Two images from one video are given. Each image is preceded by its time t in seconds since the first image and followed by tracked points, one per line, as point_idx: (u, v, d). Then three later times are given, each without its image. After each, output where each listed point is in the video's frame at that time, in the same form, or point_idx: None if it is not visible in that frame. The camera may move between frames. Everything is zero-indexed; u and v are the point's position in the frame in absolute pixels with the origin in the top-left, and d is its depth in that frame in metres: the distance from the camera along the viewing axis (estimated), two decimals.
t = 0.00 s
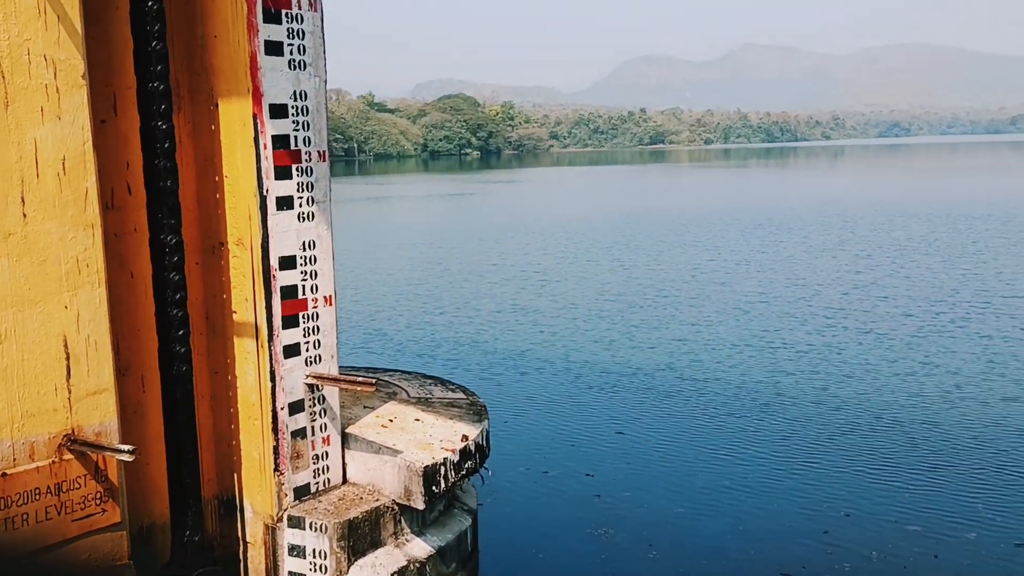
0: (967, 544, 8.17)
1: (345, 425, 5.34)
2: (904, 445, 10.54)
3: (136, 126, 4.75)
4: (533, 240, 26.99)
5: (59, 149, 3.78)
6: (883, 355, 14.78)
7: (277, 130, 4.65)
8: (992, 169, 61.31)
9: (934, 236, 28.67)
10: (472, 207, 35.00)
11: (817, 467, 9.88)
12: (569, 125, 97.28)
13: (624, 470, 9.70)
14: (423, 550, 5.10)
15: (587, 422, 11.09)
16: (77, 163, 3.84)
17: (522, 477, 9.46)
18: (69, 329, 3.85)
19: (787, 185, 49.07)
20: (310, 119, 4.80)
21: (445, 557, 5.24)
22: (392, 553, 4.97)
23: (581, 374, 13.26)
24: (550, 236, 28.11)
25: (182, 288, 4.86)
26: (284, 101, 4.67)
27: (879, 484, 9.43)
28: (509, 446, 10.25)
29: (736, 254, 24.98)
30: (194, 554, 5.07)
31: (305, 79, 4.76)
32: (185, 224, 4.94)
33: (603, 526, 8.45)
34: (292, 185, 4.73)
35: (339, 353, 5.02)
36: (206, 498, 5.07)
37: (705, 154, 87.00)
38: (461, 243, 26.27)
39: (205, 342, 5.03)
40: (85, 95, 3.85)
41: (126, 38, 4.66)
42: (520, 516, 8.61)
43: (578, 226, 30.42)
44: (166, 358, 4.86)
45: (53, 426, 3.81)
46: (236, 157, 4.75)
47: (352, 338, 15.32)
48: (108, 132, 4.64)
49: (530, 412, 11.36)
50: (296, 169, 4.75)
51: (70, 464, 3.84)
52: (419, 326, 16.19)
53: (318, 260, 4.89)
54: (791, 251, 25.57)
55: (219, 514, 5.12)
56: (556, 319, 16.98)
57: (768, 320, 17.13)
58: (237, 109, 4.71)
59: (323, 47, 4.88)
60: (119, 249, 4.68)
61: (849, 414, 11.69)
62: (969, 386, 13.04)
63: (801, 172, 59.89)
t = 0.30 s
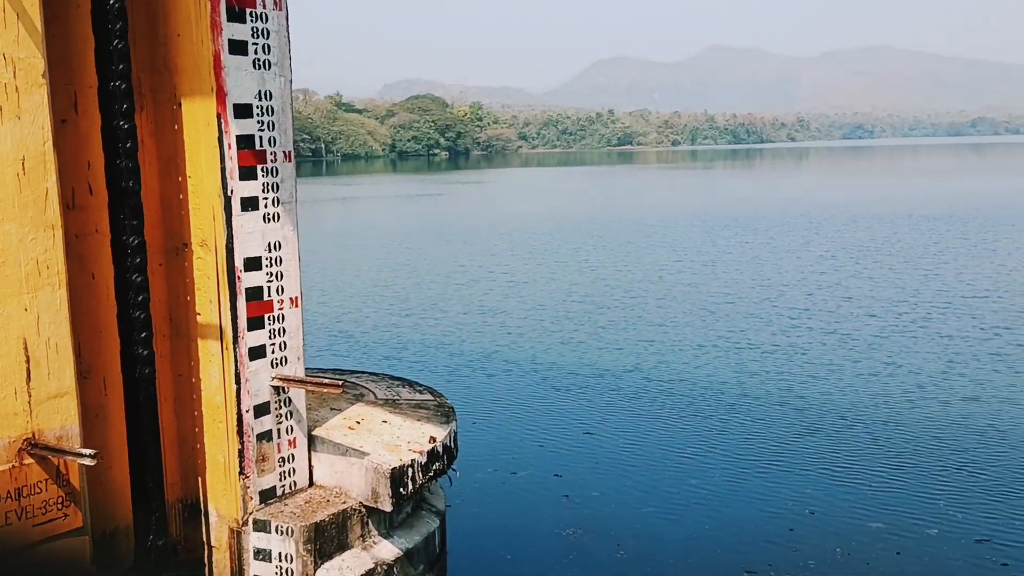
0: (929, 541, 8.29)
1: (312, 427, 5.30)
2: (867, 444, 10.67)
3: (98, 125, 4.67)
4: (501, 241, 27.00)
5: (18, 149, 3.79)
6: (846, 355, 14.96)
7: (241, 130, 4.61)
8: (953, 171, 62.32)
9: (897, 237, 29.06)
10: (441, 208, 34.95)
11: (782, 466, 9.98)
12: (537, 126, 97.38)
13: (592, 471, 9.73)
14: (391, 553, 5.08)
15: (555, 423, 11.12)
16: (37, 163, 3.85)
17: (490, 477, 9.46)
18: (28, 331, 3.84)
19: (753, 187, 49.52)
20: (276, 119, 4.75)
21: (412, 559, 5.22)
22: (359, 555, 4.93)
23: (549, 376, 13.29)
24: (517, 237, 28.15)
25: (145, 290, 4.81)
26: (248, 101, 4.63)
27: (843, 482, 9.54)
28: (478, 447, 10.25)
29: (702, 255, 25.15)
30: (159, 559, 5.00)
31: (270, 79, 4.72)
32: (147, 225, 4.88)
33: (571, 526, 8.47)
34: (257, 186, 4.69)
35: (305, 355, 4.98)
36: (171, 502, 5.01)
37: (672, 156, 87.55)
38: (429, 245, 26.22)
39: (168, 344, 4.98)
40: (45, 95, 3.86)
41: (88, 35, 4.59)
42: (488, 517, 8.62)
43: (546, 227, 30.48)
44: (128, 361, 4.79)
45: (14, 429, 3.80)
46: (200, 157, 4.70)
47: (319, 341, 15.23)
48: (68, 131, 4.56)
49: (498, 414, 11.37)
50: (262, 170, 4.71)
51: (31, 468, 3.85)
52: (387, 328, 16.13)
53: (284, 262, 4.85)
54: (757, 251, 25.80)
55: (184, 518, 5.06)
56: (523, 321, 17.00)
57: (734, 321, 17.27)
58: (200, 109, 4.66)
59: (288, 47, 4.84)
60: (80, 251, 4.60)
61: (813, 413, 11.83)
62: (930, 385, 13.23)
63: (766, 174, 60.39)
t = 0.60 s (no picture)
0: (891, 537, 8.39)
1: (278, 430, 5.26)
2: (831, 442, 10.78)
3: (57, 123, 4.58)
4: (469, 242, 26.95)
5: None
6: (811, 354, 15.11)
7: (205, 130, 4.57)
8: (914, 171, 63.17)
9: (860, 237, 29.40)
10: (408, 208, 34.81)
11: (749, 464, 10.07)
12: (506, 126, 97.55)
13: (560, 472, 9.75)
14: (358, 555, 5.05)
15: (523, 423, 11.13)
16: None
17: (459, 479, 9.46)
18: None
19: (719, 187, 49.86)
20: (240, 119, 4.71)
21: (380, 561, 5.19)
22: (326, 558, 4.90)
23: (516, 377, 13.29)
24: (485, 237, 28.10)
25: (106, 292, 4.73)
26: (211, 101, 4.59)
27: (809, 480, 9.64)
28: (446, 448, 10.24)
29: (669, 255, 25.28)
30: (122, 563, 4.93)
31: (233, 79, 4.68)
32: (108, 226, 4.80)
33: (540, 526, 8.49)
34: (221, 187, 4.65)
35: (270, 357, 4.94)
36: (133, 506, 4.94)
37: (639, 156, 87.93)
38: (396, 246, 26.11)
39: (130, 346, 4.91)
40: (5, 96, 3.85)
41: (46, 30, 4.49)
42: (457, 518, 8.61)
43: (514, 227, 30.47)
44: (90, 364, 4.72)
45: None
46: (162, 157, 4.65)
47: (285, 343, 15.11)
48: (28, 131, 4.46)
49: (466, 415, 11.36)
50: (226, 170, 4.67)
51: None
52: (354, 331, 16.04)
53: (249, 264, 4.81)
54: (723, 251, 25.98)
55: (147, 522, 4.98)
56: (491, 322, 16.98)
57: (701, 321, 17.37)
58: (162, 109, 4.61)
59: (252, 46, 4.80)
60: (41, 252, 4.51)
61: (779, 412, 11.94)
62: (893, 384, 13.40)
63: (732, 174, 60.77)
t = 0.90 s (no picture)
0: (855, 536, 8.48)
1: (244, 434, 5.20)
2: (797, 443, 10.88)
3: (18, 125, 4.55)
4: (436, 245, 26.88)
5: None
6: (777, 356, 15.23)
7: (167, 131, 4.52)
8: (878, 173, 63.93)
9: (825, 239, 29.72)
10: (376, 210, 34.65)
11: (715, 465, 10.13)
12: (474, 128, 97.35)
13: (529, 474, 9.76)
14: (326, 561, 5.01)
15: (491, 426, 11.12)
16: None
17: (428, 482, 9.45)
18: None
19: (686, 189, 50.18)
20: (203, 121, 4.67)
21: (348, 566, 5.16)
22: (294, 564, 4.87)
23: (485, 380, 13.28)
24: (453, 240, 28.04)
25: (67, 296, 4.72)
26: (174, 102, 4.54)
27: (775, 480, 9.72)
28: (414, 452, 10.21)
29: (637, 258, 25.39)
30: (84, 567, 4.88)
31: (196, 80, 4.64)
32: (69, 228, 4.69)
33: (508, 528, 8.49)
34: (184, 190, 4.60)
35: (236, 360, 4.89)
36: (97, 512, 4.84)
37: (608, 158, 88.25)
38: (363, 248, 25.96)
39: (92, 350, 4.77)
40: None
41: (7, 33, 4.47)
42: (425, 522, 8.59)
43: (482, 229, 30.43)
44: (51, 368, 4.69)
45: None
46: (123, 158, 4.55)
47: (252, 347, 14.98)
48: None
49: (435, 418, 11.33)
50: (189, 172, 4.62)
51: None
52: (321, 334, 15.93)
53: (213, 266, 4.78)
54: (690, 253, 26.13)
55: (111, 528, 4.86)
56: (459, 325, 16.94)
57: (668, 323, 17.46)
58: (124, 111, 4.52)
59: (216, 47, 4.76)
60: None
61: (745, 413, 12.03)
62: (857, 385, 13.54)
63: (699, 176, 61.11)
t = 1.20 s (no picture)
0: (822, 540, 8.56)
1: (210, 443, 5.16)
2: (765, 449, 10.96)
3: None
4: (405, 251, 26.79)
5: None
6: (744, 361, 15.34)
7: (132, 137, 4.52)
8: (844, 180, 64.64)
9: (791, 246, 30.00)
10: (344, 217, 34.47)
11: (684, 470, 10.19)
12: (444, 134, 97.34)
13: (498, 480, 9.75)
14: (293, 570, 4.98)
15: (460, 434, 11.10)
16: None
17: (397, 489, 9.40)
18: None
19: (655, 195, 50.47)
20: (169, 126, 4.69)
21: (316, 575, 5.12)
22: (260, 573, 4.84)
23: (454, 387, 13.25)
24: (422, 246, 27.95)
25: (30, 304, 4.55)
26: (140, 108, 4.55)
27: (742, 485, 9.79)
28: (382, 460, 10.16)
29: (606, 264, 25.47)
30: None
31: (162, 85, 4.65)
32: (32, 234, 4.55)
33: (478, 535, 8.47)
34: (149, 196, 4.61)
35: (202, 368, 4.87)
36: (60, 522, 4.72)
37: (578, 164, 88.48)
38: (332, 254, 25.81)
39: (56, 358, 4.65)
40: None
41: None
42: (395, 529, 8.54)
43: (451, 236, 30.39)
44: (14, 378, 4.49)
45: None
46: (87, 163, 4.53)
47: (218, 355, 14.82)
48: None
49: (403, 426, 11.28)
50: (154, 178, 4.64)
51: None
52: (289, 342, 15.80)
53: (179, 273, 4.78)
54: (659, 260, 26.26)
55: (74, 538, 4.76)
56: (428, 333, 16.89)
57: (637, 329, 17.52)
58: (89, 116, 4.50)
59: (181, 53, 4.78)
60: None
61: (713, 418, 12.11)
62: (823, 390, 13.68)
63: (669, 183, 61.45)
